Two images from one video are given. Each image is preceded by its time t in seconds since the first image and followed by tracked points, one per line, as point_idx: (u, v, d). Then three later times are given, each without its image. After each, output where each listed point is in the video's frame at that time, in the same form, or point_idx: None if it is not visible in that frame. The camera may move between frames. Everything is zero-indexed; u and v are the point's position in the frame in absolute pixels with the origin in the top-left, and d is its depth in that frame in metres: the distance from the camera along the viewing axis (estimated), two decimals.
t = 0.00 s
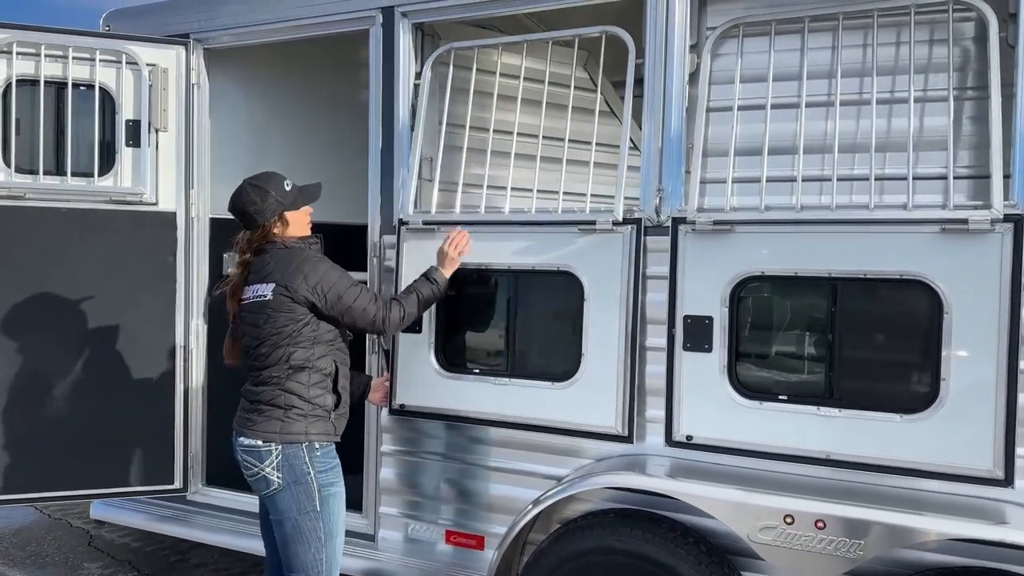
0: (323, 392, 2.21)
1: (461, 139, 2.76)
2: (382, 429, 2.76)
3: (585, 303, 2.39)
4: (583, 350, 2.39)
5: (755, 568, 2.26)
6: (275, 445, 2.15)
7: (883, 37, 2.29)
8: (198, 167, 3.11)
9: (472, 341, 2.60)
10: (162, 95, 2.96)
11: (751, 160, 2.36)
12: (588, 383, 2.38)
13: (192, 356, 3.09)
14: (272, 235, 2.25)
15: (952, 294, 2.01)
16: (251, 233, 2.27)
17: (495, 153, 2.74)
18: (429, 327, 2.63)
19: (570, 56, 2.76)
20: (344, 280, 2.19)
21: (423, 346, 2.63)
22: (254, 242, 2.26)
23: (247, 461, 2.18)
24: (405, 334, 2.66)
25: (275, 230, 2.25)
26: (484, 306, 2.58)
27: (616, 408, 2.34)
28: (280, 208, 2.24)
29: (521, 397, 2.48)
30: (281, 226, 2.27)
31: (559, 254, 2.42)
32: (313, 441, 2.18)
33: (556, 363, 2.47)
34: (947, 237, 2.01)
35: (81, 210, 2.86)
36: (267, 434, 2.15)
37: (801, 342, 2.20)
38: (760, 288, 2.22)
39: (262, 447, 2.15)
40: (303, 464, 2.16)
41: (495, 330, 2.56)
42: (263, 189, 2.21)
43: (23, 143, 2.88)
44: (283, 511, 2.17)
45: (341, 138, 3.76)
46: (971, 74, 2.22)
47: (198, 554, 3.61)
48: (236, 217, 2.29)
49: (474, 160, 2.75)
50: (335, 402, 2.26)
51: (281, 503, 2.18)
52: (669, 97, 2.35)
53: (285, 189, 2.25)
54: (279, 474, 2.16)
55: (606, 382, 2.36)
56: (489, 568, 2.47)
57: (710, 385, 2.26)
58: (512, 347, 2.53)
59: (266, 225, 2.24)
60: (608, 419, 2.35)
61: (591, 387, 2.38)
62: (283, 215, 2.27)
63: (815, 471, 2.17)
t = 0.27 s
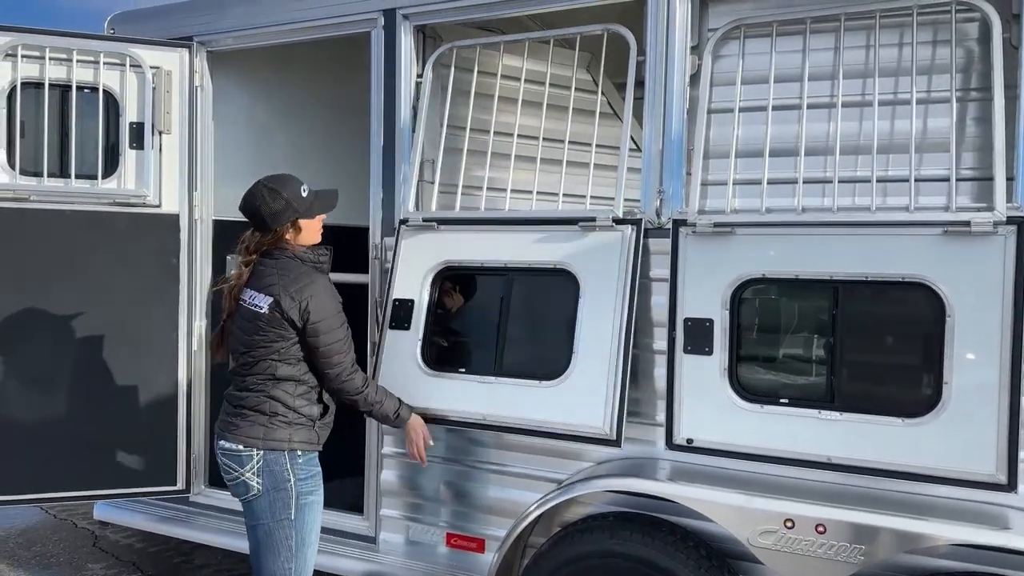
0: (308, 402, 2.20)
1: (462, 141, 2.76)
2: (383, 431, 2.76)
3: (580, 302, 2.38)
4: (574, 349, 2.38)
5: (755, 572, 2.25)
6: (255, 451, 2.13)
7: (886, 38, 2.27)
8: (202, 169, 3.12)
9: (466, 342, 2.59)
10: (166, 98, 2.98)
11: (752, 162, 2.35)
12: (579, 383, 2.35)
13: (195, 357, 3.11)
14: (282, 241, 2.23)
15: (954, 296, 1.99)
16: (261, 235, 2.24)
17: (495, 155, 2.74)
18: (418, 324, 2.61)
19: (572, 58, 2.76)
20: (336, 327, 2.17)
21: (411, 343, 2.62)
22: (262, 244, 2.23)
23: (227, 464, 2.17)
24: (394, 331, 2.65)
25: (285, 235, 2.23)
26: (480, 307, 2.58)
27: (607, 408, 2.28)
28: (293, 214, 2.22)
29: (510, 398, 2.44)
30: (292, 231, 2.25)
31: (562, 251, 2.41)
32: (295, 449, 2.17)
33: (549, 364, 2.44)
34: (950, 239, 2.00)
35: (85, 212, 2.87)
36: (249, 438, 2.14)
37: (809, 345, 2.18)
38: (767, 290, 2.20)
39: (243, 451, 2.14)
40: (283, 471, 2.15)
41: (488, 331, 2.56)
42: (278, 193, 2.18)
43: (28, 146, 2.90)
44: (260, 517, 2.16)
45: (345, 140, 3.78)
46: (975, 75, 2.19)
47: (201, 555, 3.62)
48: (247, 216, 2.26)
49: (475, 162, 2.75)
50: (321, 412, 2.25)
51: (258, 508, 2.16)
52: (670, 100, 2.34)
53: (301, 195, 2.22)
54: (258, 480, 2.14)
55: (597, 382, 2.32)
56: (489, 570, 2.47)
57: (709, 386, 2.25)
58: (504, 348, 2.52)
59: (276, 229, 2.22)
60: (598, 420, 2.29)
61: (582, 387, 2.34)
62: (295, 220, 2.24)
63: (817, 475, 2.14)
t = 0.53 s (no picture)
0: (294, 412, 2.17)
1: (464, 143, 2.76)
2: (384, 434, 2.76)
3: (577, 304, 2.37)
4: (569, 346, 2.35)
5: None
6: (240, 459, 2.12)
7: (889, 38, 2.26)
8: (206, 171, 3.14)
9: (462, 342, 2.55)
10: (170, 100, 3.00)
11: (754, 164, 2.34)
12: (574, 380, 2.31)
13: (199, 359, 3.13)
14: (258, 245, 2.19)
15: (957, 299, 1.97)
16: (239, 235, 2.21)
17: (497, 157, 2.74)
18: (413, 321, 2.59)
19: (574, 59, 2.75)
20: (306, 339, 2.08)
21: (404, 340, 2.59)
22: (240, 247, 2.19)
23: (210, 470, 2.15)
24: (387, 328, 2.63)
25: (262, 240, 2.19)
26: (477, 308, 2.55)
27: (599, 405, 2.24)
28: (271, 219, 2.17)
29: (502, 395, 2.40)
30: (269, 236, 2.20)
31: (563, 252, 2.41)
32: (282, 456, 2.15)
33: (543, 362, 2.41)
34: (953, 241, 1.98)
35: (89, 214, 2.89)
36: (233, 446, 2.12)
37: (817, 347, 2.15)
38: (775, 291, 2.17)
39: (227, 458, 2.13)
40: (267, 480, 2.13)
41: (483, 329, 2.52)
42: (256, 198, 2.13)
43: (33, 148, 2.92)
44: (240, 524, 2.15)
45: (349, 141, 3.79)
46: (980, 76, 2.17)
47: (205, 556, 3.63)
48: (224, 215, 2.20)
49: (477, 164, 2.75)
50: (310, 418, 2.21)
51: (239, 515, 2.15)
52: (671, 101, 2.33)
53: (281, 200, 2.16)
54: (240, 489, 2.13)
55: (592, 379, 2.28)
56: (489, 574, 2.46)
57: (709, 389, 2.23)
58: (497, 346, 2.48)
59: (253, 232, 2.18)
60: (589, 416, 2.24)
61: (575, 385, 2.30)
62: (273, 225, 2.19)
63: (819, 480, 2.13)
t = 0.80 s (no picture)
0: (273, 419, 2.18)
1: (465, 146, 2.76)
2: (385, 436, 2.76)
3: (581, 313, 2.37)
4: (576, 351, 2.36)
5: None
6: (222, 464, 2.22)
7: (890, 40, 2.25)
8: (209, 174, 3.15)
9: (469, 348, 2.58)
10: (172, 104, 3.01)
11: (754, 167, 2.33)
12: (580, 389, 2.33)
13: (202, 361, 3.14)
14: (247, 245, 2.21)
15: (959, 304, 1.96)
16: (225, 235, 2.22)
17: (498, 160, 2.74)
18: (420, 328, 2.61)
19: (575, 62, 2.75)
20: (262, 350, 2.05)
21: (412, 346, 2.62)
22: (225, 248, 2.22)
23: (200, 476, 2.27)
24: (396, 336, 2.65)
25: (250, 240, 2.21)
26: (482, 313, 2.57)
27: (606, 415, 2.26)
28: (259, 219, 2.19)
29: (509, 403, 2.43)
30: (258, 236, 2.22)
31: (562, 256, 2.40)
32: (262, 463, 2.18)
33: (549, 370, 2.43)
34: (955, 244, 1.96)
35: (92, 217, 2.92)
36: (218, 450, 2.19)
37: (821, 350, 2.14)
38: (781, 294, 2.15)
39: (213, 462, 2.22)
40: (246, 489, 2.20)
41: (488, 335, 2.55)
42: (244, 197, 2.15)
43: (37, 152, 2.94)
44: (227, 528, 2.24)
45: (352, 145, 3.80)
46: (982, 78, 2.16)
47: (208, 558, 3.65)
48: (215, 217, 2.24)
49: (478, 167, 2.75)
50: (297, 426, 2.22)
51: (224, 520, 2.25)
52: (671, 104, 2.32)
53: (269, 199, 2.19)
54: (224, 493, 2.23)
55: (598, 389, 2.30)
56: None
57: (709, 392, 2.22)
58: (504, 352, 2.52)
59: (242, 232, 2.19)
60: (596, 426, 2.27)
61: (582, 393, 2.32)
62: (261, 225, 2.21)
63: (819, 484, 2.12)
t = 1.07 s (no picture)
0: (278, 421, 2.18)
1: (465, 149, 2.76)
2: (386, 439, 2.77)
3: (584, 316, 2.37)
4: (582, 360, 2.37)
5: None
6: (233, 463, 2.20)
7: (891, 42, 2.23)
8: (211, 177, 3.17)
9: (474, 353, 2.59)
10: (175, 107, 3.03)
11: (754, 169, 2.32)
12: (587, 395, 2.35)
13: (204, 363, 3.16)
14: (246, 249, 2.22)
15: (959, 308, 1.95)
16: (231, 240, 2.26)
17: (498, 162, 2.74)
18: (428, 335, 2.62)
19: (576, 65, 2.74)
20: (253, 355, 2.04)
21: (423, 353, 2.63)
22: (231, 252, 2.25)
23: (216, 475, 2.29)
24: (406, 342, 2.67)
25: (249, 244, 2.22)
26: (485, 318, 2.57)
27: (614, 419, 2.29)
28: (257, 223, 2.19)
29: (519, 410, 2.46)
30: (257, 240, 2.22)
31: (562, 263, 2.39)
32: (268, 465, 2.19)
33: (555, 374, 2.45)
34: (955, 247, 1.95)
35: (95, 220, 2.95)
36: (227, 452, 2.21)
37: (823, 354, 2.12)
38: (788, 296, 2.14)
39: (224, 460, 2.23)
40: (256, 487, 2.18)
41: (495, 338, 2.55)
42: (244, 201, 2.18)
43: (40, 155, 2.96)
44: (239, 525, 2.22)
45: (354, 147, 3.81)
46: (984, 80, 2.15)
47: (211, 560, 3.66)
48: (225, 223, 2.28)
49: (479, 170, 2.75)
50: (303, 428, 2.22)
51: (237, 519, 2.23)
52: (670, 106, 2.31)
53: (268, 205, 2.19)
54: (235, 490, 2.22)
55: (605, 394, 2.32)
56: None
57: (708, 395, 2.22)
58: (511, 357, 2.52)
59: (241, 235, 2.22)
60: (607, 434, 2.30)
61: (591, 399, 2.34)
62: (261, 229, 2.21)
63: (819, 488, 2.11)
